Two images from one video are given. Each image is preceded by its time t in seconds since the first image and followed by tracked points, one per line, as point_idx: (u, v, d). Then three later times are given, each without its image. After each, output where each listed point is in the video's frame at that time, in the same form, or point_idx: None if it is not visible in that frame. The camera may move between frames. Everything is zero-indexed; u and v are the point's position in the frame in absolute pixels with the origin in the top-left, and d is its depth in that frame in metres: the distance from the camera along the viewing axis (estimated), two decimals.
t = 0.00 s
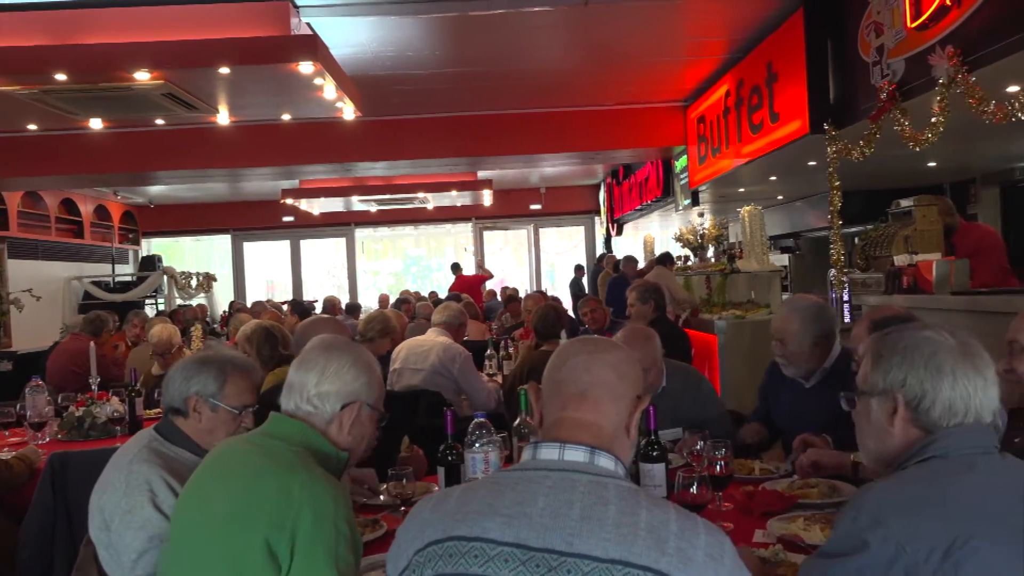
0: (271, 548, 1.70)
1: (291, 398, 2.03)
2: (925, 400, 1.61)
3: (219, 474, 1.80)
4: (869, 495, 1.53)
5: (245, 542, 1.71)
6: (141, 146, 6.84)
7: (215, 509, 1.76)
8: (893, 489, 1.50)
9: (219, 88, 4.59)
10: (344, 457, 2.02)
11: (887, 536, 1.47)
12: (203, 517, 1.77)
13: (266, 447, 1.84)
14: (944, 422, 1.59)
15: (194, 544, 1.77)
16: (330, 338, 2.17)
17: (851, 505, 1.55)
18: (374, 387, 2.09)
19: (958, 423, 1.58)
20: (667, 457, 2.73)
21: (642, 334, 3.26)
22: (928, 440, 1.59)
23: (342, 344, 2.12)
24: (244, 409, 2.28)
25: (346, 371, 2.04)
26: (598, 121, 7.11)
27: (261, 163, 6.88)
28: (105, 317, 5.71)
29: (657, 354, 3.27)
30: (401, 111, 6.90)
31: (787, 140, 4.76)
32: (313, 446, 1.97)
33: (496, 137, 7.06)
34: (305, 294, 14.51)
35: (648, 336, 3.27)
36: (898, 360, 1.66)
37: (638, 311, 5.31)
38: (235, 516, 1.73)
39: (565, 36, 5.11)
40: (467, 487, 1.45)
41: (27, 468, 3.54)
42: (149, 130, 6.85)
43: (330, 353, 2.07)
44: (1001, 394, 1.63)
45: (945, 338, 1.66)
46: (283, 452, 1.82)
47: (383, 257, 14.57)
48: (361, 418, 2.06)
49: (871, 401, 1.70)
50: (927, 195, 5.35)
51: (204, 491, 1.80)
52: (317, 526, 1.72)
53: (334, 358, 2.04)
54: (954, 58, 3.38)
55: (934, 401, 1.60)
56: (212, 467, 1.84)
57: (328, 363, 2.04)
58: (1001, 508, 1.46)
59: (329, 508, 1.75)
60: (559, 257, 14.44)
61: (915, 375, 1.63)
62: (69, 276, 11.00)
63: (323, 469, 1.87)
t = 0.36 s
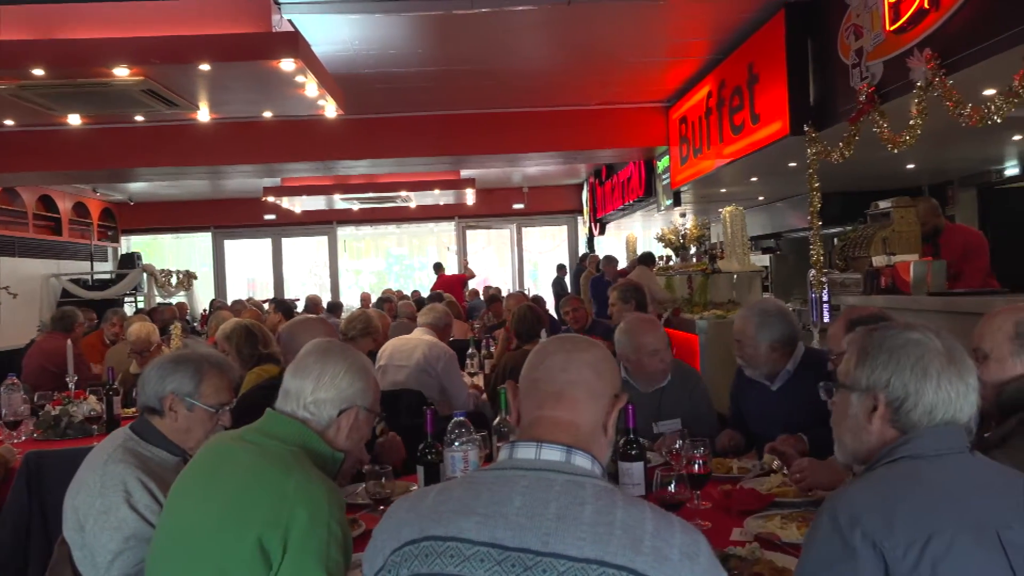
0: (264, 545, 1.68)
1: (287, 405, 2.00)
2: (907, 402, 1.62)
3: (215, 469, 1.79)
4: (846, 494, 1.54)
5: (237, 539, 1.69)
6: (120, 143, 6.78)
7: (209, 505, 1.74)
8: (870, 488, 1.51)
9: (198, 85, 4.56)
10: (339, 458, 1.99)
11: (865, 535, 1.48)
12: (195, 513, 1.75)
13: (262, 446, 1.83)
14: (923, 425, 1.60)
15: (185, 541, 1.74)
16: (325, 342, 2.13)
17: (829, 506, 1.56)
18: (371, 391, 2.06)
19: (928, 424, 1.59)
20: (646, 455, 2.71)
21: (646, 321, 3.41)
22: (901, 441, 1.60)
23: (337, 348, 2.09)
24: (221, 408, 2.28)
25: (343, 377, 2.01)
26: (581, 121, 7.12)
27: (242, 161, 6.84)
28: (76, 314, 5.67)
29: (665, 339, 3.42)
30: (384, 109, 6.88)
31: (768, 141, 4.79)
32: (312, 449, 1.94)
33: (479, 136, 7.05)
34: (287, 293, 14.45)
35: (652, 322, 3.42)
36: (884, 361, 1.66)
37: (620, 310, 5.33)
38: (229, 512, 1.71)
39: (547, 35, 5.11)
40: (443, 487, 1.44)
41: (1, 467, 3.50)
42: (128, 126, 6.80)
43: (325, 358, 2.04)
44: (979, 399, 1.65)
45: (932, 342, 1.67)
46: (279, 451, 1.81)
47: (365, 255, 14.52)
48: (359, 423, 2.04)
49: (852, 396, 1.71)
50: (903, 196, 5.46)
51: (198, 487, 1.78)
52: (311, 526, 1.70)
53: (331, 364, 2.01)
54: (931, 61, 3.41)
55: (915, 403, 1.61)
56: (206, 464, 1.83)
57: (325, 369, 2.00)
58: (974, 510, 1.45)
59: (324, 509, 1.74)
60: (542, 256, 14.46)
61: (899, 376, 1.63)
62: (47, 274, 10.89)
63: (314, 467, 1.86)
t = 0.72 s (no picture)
0: (246, 546, 1.67)
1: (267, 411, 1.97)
2: (836, 414, 1.67)
3: (199, 470, 1.78)
4: (829, 508, 1.54)
5: (219, 540, 1.68)
6: (100, 140, 6.71)
7: (192, 506, 1.73)
8: (852, 502, 1.51)
9: (179, 83, 4.53)
10: (322, 460, 1.99)
11: (848, 550, 1.47)
12: (179, 513, 1.74)
13: (247, 447, 1.82)
14: (863, 424, 1.65)
15: (167, 540, 1.73)
16: (300, 343, 2.10)
17: (813, 519, 1.55)
18: (351, 390, 2.05)
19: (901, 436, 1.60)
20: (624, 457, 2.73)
21: (646, 326, 3.38)
22: (880, 451, 1.59)
23: (313, 348, 2.06)
24: (197, 408, 2.27)
25: (322, 380, 1.98)
26: (564, 123, 7.14)
27: (222, 159, 6.80)
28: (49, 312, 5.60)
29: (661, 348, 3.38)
30: (366, 109, 6.86)
31: (749, 145, 4.83)
32: (297, 452, 1.93)
33: (462, 137, 7.05)
34: (268, 292, 14.38)
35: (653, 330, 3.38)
36: (801, 399, 1.73)
37: (601, 313, 5.34)
38: (212, 513, 1.70)
39: (530, 36, 5.11)
40: (420, 488, 1.42)
41: None
42: (108, 124, 6.74)
43: (302, 361, 2.01)
44: (897, 380, 1.71)
45: (825, 361, 1.76)
46: (265, 453, 1.80)
47: (347, 255, 14.48)
48: (342, 423, 2.02)
49: (805, 445, 1.74)
50: (882, 202, 5.59)
51: (182, 487, 1.77)
52: (294, 528, 1.70)
53: (309, 366, 1.99)
54: (909, 68, 3.46)
55: (841, 411, 1.66)
56: (191, 463, 1.81)
57: (303, 373, 1.98)
58: (953, 518, 1.46)
59: (307, 511, 1.73)
60: (524, 257, 14.47)
61: (815, 401, 1.70)
62: (25, 271, 10.78)
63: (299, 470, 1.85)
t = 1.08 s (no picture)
0: (224, 548, 1.67)
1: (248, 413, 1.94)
2: (811, 418, 1.68)
3: (177, 471, 1.76)
4: (805, 514, 1.54)
5: (197, 541, 1.67)
6: (78, 139, 6.66)
7: (169, 507, 1.72)
8: (828, 505, 1.51)
9: (159, 81, 4.50)
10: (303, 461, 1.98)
11: (823, 555, 1.48)
12: (156, 515, 1.73)
13: (225, 449, 1.81)
14: (838, 427, 1.66)
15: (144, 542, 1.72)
16: (272, 342, 2.08)
17: (789, 523, 1.55)
18: (329, 388, 2.06)
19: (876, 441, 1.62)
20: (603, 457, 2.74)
21: (626, 327, 3.40)
22: (855, 455, 1.61)
23: (289, 347, 2.04)
24: (173, 409, 2.27)
25: (304, 380, 1.99)
26: (546, 124, 7.15)
27: (203, 159, 6.76)
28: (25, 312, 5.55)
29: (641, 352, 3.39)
30: (348, 109, 6.84)
31: (730, 147, 4.86)
32: (276, 453, 1.92)
33: (444, 137, 7.04)
34: (250, 292, 14.30)
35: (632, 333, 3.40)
36: (773, 402, 1.75)
37: (583, 314, 5.36)
38: (191, 514, 1.69)
39: (513, 37, 5.11)
40: (399, 488, 1.41)
41: None
42: (87, 122, 6.68)
43: (282, 361, 1.99)
44: (869, 382, 1.73)
45: (798, 364, 1.78)
46: (243, 454, 1.79)
47: (330, 255, 14.43)
48: (322, 420, 2.04)
49: (779, 449, 1.76)
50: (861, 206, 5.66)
51: (159, 488, 1.76)
52: (273, 530, 1.69)
53: (291, 366, 1.98)
54: (887, 72, 3.49)
55: (816, 416, 1.68)
56: (168, 464, 1.80)
57: (284, 374, 1.97)
58: (926, 520, 1.47)
59: (286, 512, 1.72)
60: (508, 258, 14.47)
61: (788, 404, 1.72)
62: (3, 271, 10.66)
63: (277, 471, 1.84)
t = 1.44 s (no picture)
0: (192, 551, 1.66)
1: (216, 409, 1.92)
2: (785, 422, 1.70)
3: (142, 474, 1.75)
4: (778, 517, 1.56)
5: (164, 545, 1.65)
6: (58, 136, 6.59)
7: (136, 511, 1.70)
8: (803, 510, 1.52)
9: (140, 79, 4.46)
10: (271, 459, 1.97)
11: (798, 561, 1.49)
12: (123, 519, 1.71)
13: (192, 451, 1.79)
14: (811, 431, 1.68)
15: (111, 546, 1.71)
16: (234, 336, 2.06)
17: (765, 528, 1.56)
18: (293, 381, 2.07)
19: (849, 444, 1.63)
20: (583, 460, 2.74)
21: (594, 335, 3.41)
22: (829, 458, 1.62)
23: (253, 341, 2.03)
24: (152, 410, 2.25)
25: (272, 373, 1.99)
26: (530, 126, 7.16)
27: (185, 158, 6.72)
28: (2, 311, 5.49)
29: (608, 359, 3.40)
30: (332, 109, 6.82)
31: (712, 151, 4.89)
32: (242, 453, 1.90)
33: (428, 139, 7.03)
34: (231, 292, 14.22)
35: (603, 341, 3.41)
36: (748, 406, 1.76)
37: (566, 316, 5.37)
38: (157, 519, 1.68)
39: (497, 40, 5.12)
40: (377, 491, 1.41)
41: None
42: (67, 120, 6.61)
43: (248, 355, 1.98)
44: (842, 386, 1.75)
45: (772, 368, 1.79)
46: (210, 456, 1.78)
47: (312, 256, 14.38)
48: (288, 414, 2.05)
49: (752, 452, 1.77)
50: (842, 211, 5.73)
51: (124, 492, 1.74)
52: (241, 531, 1.68)
53: (258, 361, 1.97)
54: (868, 78, 3.54)
55: (789, 420, 1.69)
56: (133, 467, 1.78)
57: (253, 368, 1.96)
58: (900, 525, 1.48)
59: (254, 513, 1.72)
60: (491, 260, 14.48)
61: (763, 408, 1.73)
62: None
63: (246, 471, 1.83)
